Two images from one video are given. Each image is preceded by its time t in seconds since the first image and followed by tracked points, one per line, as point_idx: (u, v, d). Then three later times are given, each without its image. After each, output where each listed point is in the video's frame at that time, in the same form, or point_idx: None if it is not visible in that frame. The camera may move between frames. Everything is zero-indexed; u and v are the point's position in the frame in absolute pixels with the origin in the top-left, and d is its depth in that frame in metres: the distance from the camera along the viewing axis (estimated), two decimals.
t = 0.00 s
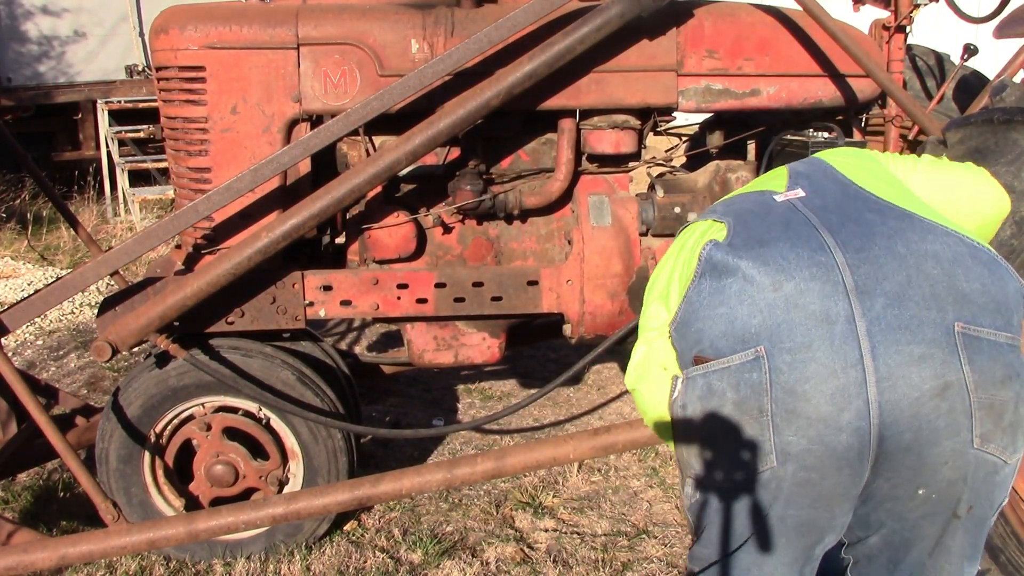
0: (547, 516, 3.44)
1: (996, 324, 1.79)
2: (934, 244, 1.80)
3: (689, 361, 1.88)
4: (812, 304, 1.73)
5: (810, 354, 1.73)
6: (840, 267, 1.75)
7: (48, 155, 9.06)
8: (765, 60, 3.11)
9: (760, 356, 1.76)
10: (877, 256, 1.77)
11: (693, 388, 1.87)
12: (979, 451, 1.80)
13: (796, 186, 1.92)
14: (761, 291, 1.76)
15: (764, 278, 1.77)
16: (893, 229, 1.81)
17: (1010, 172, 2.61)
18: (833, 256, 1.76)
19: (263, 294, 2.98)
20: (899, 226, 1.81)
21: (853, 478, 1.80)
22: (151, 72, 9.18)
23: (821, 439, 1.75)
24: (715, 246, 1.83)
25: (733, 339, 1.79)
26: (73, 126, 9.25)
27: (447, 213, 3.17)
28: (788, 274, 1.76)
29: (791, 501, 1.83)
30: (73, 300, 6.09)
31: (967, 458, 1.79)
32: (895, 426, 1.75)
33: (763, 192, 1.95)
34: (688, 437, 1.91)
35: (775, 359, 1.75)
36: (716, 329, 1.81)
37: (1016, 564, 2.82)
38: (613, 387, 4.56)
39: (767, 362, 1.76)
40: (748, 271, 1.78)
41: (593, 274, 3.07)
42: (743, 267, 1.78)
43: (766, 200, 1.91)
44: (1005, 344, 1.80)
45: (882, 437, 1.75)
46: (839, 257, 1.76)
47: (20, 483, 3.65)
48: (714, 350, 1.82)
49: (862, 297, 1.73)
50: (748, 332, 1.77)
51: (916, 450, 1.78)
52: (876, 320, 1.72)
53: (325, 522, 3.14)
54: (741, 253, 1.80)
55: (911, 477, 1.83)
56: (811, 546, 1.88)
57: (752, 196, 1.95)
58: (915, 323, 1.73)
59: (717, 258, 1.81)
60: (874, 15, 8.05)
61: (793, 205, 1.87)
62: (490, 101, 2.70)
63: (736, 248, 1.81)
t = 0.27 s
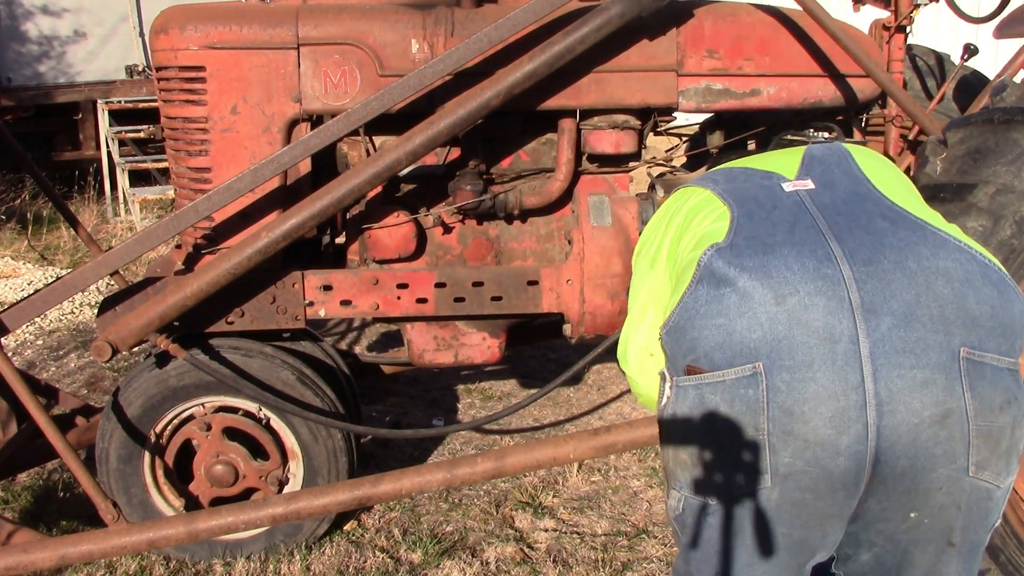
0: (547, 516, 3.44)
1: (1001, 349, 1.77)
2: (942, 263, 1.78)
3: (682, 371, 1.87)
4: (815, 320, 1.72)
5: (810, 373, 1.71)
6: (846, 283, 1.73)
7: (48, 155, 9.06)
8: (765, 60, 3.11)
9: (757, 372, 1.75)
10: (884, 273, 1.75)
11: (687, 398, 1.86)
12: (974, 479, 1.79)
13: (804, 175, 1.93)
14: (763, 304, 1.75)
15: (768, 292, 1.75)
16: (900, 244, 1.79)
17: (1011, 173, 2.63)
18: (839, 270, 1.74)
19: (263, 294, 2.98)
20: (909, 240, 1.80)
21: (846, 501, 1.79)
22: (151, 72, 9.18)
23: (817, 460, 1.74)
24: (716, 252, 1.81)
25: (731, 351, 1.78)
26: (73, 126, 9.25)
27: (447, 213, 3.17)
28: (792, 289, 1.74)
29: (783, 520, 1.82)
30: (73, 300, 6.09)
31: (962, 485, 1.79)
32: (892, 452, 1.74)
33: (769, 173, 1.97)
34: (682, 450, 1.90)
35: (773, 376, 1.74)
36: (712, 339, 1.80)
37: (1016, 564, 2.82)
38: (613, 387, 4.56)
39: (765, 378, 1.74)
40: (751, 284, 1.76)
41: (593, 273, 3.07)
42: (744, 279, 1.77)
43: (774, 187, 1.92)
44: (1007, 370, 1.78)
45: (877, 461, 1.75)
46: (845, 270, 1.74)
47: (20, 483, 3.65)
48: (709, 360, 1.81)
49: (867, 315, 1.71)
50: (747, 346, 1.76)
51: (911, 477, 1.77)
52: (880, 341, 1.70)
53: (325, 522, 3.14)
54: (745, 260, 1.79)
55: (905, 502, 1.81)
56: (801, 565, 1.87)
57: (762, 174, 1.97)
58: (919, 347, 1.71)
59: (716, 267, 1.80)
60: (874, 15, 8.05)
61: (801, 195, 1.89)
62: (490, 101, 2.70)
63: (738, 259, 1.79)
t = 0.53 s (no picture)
0: (547, 516, 3.44)
1: (1006, 350, 1.75)
2: (949, 261, 1.77)
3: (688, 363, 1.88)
4: (818, 315, 1.71)
5: (811, 368, 1.71)
6: (850, 278, 1.73)
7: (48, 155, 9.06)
8: (765, 60, 3.11)
9: (758, 365, 1.75)
10: (890, 269, 1.74)
11: (690, 390, 1.87)
12: (974, 479, 1.78)
13: (821, 172, 1.91)
14: (766, 299, 1.75)
15: (771, 286, 1.75)
16: (908, 240, 1.78)
17: (1011, 173, 2.62)
18: (844, 266, 1.74)
19: (263, 294, 2.98)
20: (917, 238, 1.78)
21: (847, 495, 1.79)
22: (151, 72, 9.18)
23: (816, 455, 1.74)
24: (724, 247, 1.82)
25: (734, 344, 1.78)
26: (73, 126, 9.25)
27: (447, 213, 3.17)
28: (795, 284, 1.74)
29: (783, 513, 1.82)
30: (73, 300, 6.09)
31: (961, 483, 1.78)
32: (891, 448, 1.74)
33: (786, 169, 1.95)
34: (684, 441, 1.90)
35: (774, 370, 1.74)
36: (716, 332, 1.81)
37: (1016, 564, 2.81)
38: (612, 387, 4.56)
39: (766, 372, 1.75)
40: (754, 278, 1.77)
41: (593, 274, 3.07)
42: (748, 274, 1.77)
43: (788, 183, 1.90)
44: (1014, 371, 1.75)
45: (877, 456, 1.75)
46: (850, 267, 1.73)
47: (20, 483, 3.65)
48: (712, 353, 1.82)
49: (870, 312, 1.71)
50: (748, 339, 1.76)
51: (910, 473, 1.77)
52: (882, 337, 1.70)
53: (325, 522, 3.14)
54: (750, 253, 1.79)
55: (904, 497, 1.81)
56: (803, 558, 1.87)
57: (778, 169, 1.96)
58: (921, 345, 1.70)
59: (723, 261, 1.81)
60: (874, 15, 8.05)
61: (814, 191, 1.87)
62: (490, 101, 2.70)
63: (745, 253, 1.80)
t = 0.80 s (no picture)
0: (548, 516, 3.44)
1: (996, 351, 1.75)
2: (943, 260, 1.76)
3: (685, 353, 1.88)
4: (809, 312, 1.72)
5: (800, 364, 1.72)
6: (842, 276, 1.73)
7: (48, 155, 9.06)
8: (765, 60, 3.11)
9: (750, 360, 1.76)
10: (883, 267, 1.74)
11: (684, 381, 1.88)
12: (961, 477, 1.78)
13: (824, 166, 1.89)
14: (758, 294, 1.75)
15: (763, 282, 1.76)
16: (903, 238, 1.77)
17: (1010, 173, 2.62)
18: (837, 263, 1.74)
19: (263, 294, 2.98)
20: (913, 237, 1.77)
21: (838, 490, 1.80)
22: (151, 72, 9.18)
23: (802, 450, 1.75)
24: (722, 243, 1.81)
25: (727, 339, 1.79)
26: (73, 126, 9.25)
27: (447, 213, 3.17)
28: (788, 280, 1.74)
29: (774, 504, 1.82)
30: (73, 300, 6.09)
31: (948, 481, 1.78)
32: (878, 445, 1.74)
33: (791, 160, 1.93)
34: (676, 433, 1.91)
35: (763, 365, 1.75)
36: (710, 326, 1.81)
37: (1016, 564, 2.81)
38: (613, 387, 4.56)
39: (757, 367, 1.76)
40: (749, 275, 1.77)
41: (593, 274, 3.07)
42: (741, 271, 1.77)
43: (790, 176, 1.88)
44: (1003, 371, 1.77)
45: (865, 452, 1.75)
46: (844, 264, 1.73)
47: (20, 483, 3.65)
48: (706, 346, 1.82)
49: (860, 309, 1.71)
50: (740, 334, 1.77)
51: (896, 470, 1.77)
52: (871, 335, 1.70)
53: (325, 522, 3.14)
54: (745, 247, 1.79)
55: (893, 493, 1.82)
56: (800, 550, 1.87)
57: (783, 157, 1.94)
58: (910, 344, 1.71)
59: (719, 256, 1.81)
60: (874, 15, 8.05)
61: (813, 187, 1.86)
62: (490, 101, 2.70)
63: (742, 249, 1.79)
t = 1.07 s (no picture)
0: (547, 516, 3.44)
1: (996, 349, 1.77)
2: (943, 260, 1.77)
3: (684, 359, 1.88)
4: (813, 316, 1.71)
5: (806, 368, 1.71)
6: (846, 278, 1.72)
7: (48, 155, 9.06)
8: (765, 60, 3.11)
9: (754, 365, 1.75)
10: (885, 269, 1.74)
11: (687, 387, 1.87)
12: (964, 476, 1.79)
13: (816, 162, 1.90)
14: (762, 298, 1.74)
15: (767, 286, 1.74)
16: (903, 238, 1.78)
17: (1010, 173, 2.62)
18: (839, 265, 1.73)
19: (263, 294, 2.98)
20: (912, 237, 1.78)
21: (843, 492, 1.80)
22: (151, 72, 9.18)
23: (811, 454, 1.75)
24: (721, 246, 1.80)
25: (729, 344, 1.77)
26: (73, 126, 9.25)
27: (447, 213, 3.17)
28: (791, 284, 1.73)
29: (780, 509, 1.82)
30: (73, 300, 6.09)
31: (952, 481, 1.79)
32: (884, 446, 1.74)
33: (781, 156, 1.93)
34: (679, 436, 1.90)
35: (769, 370, 1.74)
36: (712, 331, 1.80)
37: (1017, 564, 2.81)
38: (613, 387, 4.56)
39: (762, 372, 1.74)
40: (751, 279, 1.76)
41: (593, 274, 3.07)
42: (743, 275, 1.76)
43: (784, 175, 1.88)
44: (1002, 369, 1.78)
45: (871, 454, 1.75)
46: (846, 266, 1.73)
47: (20, 483, 3.65)
48: (708, 351, 1.81)
49: (864, 312, 1.71)
50: (744, 340, 1.76)
51: (902, 471, 1.77)
52: (876, 338, 1.70)
53: (325, 522, 3.14)
54: (745, 250, 1.78)
55: (898, 494, 1.81)
56: (803, 555, 1.86)
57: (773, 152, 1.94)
58: (915, 345, 1.71)
59: (718, 260, 1.80)
60: (874, 15, 8.04)
61: (808, 185, 1.86)
62: (490, 101, 2.70)
63: (742, 252, 1.78)
